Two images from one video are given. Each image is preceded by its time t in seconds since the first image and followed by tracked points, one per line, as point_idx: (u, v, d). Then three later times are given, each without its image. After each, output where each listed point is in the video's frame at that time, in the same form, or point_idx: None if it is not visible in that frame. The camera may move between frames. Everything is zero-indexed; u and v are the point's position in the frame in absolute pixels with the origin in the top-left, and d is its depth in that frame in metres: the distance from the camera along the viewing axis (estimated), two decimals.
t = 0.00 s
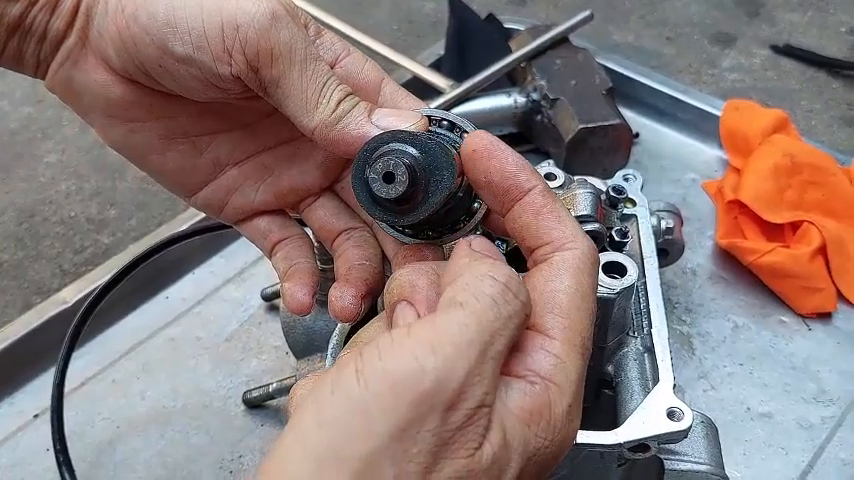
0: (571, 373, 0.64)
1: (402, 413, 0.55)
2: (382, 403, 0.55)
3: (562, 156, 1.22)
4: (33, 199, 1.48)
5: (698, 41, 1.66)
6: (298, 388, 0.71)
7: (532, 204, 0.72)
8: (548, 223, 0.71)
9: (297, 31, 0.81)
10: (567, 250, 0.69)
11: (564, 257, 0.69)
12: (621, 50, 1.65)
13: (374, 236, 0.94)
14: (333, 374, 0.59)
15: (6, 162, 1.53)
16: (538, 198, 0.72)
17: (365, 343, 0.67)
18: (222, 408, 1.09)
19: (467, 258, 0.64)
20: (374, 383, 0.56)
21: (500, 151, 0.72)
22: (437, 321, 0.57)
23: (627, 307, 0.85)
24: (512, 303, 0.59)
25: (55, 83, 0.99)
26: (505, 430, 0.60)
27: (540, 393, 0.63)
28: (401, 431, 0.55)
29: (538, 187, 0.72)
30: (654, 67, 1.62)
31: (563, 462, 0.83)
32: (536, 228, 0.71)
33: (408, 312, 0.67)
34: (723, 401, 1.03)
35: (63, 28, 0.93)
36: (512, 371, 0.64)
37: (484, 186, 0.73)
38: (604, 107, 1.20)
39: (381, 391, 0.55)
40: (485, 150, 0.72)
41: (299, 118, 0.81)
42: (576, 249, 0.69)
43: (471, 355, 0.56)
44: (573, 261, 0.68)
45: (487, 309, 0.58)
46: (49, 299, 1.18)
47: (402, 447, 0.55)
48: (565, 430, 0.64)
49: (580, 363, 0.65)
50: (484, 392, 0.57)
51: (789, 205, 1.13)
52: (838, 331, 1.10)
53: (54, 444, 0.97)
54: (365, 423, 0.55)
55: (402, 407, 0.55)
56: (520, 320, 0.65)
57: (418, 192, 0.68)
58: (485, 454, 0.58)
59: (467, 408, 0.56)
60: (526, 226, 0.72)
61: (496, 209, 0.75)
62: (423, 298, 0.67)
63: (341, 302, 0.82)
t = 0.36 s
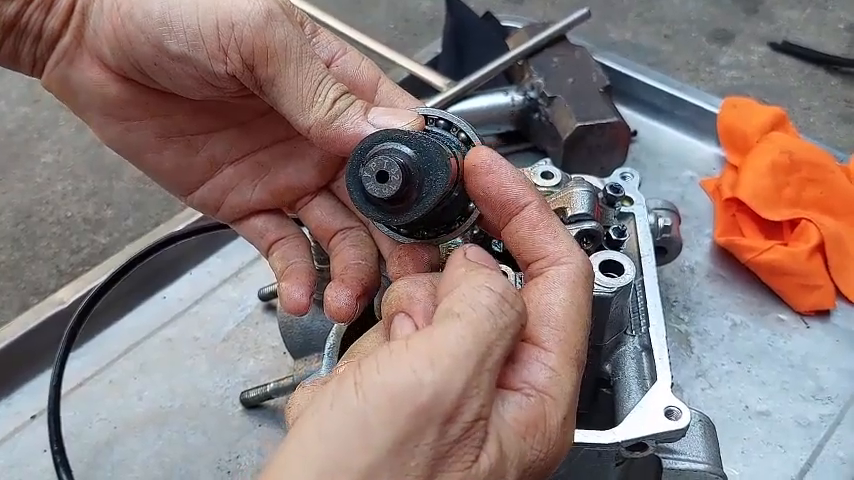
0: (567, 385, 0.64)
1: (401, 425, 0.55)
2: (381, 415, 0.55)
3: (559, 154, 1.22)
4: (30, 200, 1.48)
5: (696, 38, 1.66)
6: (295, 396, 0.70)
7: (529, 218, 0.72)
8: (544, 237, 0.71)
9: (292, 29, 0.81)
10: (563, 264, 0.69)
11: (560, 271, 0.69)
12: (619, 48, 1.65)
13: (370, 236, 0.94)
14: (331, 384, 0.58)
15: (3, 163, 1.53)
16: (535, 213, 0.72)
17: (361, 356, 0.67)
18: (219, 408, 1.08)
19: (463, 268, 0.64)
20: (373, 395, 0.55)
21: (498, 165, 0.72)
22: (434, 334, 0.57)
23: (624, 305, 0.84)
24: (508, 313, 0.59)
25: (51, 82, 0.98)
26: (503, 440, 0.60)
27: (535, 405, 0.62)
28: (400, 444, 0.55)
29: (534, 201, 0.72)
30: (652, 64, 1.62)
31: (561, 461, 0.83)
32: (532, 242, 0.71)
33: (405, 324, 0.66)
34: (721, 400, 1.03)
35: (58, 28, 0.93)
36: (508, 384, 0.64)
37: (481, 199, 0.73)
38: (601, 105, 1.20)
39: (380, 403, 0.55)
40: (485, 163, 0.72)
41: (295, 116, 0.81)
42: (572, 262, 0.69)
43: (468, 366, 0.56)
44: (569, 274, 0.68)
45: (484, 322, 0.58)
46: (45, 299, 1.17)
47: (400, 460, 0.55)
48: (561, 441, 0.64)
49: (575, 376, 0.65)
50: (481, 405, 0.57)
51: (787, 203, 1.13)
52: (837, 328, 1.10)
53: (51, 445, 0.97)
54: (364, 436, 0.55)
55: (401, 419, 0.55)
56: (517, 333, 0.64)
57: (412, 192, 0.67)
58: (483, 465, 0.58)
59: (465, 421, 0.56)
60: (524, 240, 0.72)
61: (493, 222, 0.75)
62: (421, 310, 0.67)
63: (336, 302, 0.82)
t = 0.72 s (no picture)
0: (563, 402, 0.64)
1: (395, 443, 0.55)
2: (375, 432, 0.55)
3: (558, 154, 1.22)
4: (28, 202, 1.48)
5: (694, 36, 1.65)
6: (290, 412, 0.69)
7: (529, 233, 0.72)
8: (544, 254, 0.71)
9: (294, 29, 0.80)
10: (562, 281, 0.69)
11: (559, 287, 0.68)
12: (617, 46, 1.65)
13: (368, 237, 0.94)
14: (327, 400, 0.59)
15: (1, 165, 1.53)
16: (535, 228, 0.72)
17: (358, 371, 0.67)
18: (218, 410, 1.08)
19: (460, 283, 0.64)
20: (369, 413, 0.55)
21: (498, 179, 0.72)
22: (430, 350, 0.57)
23: (622, 306, 0.84)
24: (504, 333, 0.59)
25: (51, 82, 0.98)
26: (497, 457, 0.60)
27: (530, 423, 0.62)
28: (393, 462, 0.55)
29: (535, 217, 0.72)
30: (650, 62, 1.62)
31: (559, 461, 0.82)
32: (532, 257, 0.71)
33: (402, 340, 0.67)
34: (720, 399, 1.03)
35: (58, 28, 0.92)
36: (503, 400, 0.64)
37: (482, 211, 0.73)
38: (599, 105, 1.20)
39: (374, 420, 0.55)
40: (486, 177, 0.71)
41: (298, 116, 0.80)
42: (571, 279, 0.68)
43: (463, 385, 0.56)
44: (568, 291, 0.68)
45: (480, 340, 0.58)
46: (44, 301, 1.17)
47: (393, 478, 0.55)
48: (556, 458, 0.64)
49: (571, 395, 0.65)
50: (476, 424, 0.57)
51: (786, 202, 1.13)
52: (836, 327, 1.09)
53: (50, 448, 0.97)
54: (358, 453, 0.55)
55: (395, 438, 0.55)
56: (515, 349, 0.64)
57: (416, 190, 0.67)
58: None
59: (459, 440, 0.56)
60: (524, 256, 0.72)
61: (494, 236, 0.75)
62: (418, 326, 0.67)
63: (333, 304, 0.82)
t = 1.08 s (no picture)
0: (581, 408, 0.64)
1: (416, 451, 0.55)
2: (394, 440, 0.55)
3: (559, 153, 1.22)
4: (29, 200, 1.48)
5: (696, 35, 1.65)
6: (307, 417, 0.69)
7: (542, 241, 0.72)
8: (558, 261, 0.71)
9: (296, 29, 0.80)
10: (577, 288, 0.70)
11: (574, 295, 0.69)
12: (619, 45, 1.65)
13: (370, 235, 0.94)
14: (346, 407, 0.59)
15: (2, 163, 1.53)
16: (548, 236, 0.73)
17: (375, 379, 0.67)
18: (220, 408, 1.08)
19: (478, 290, 0.64)
20: (388, 421, 0.55)
21: (511, 188, 0.71)
22: (449, 359, 0.57)
23: (624, 304, 0.84)
24: (523, 340, 0.59)
25: (52, 79, 0.98)
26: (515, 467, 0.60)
27: (548, 430, 0.62)
28: (413, 470, 0.55)
29: (547, 224, 0.73)
30: (652, 61, 1.62)
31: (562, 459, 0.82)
32: (546, 264, 0.72)
33: (419, 346, 0.67)
34: (722, 398, 1.02)
35: (59, 24, 0.92)
36: (521, 407, 0.64)
37: (495, 220, 0.73)
38: (601, 103, 1.20)
39: (394, 429, 0.55)
40: (500, 186, 0.71)
41: (300, 117, 0.80)
42: (586, 287, 0.69)
43: (483, 393, 0.56)
44: (583, 299, 0.68)
45: (499, 348, 0.58)
46: (45, 299, 1.17)
47: None
48: (573, 465, 0.64)
49: (588, 402, 0.65)
50: (495, 432, 0.57)
51: (787, 201, 1.13)
52: (838, 326, 1.09)
53: (52, 446, 0.96)
54: (378, 460, 0.55)
55: (414, 446, 0.55)
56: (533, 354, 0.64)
57: (416, 200, 0.66)
58: None
59: (479, 447, 0.56)
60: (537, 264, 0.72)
61: (506, 243, 0.75)
62: (433, 332, 0.68)
63: (335, 302, 0.82)
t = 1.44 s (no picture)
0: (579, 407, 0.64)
1: (412, 451, 0.55)
2: (391, 440, 0.55)
3: (560, 151, 1.22)
4: (30, 198, 1.48)
5: (697, 33, 1.65)
6: (307, 418, 0.69)
7: (538, 241, 0.72)
8: (554, 260, 0.71)
9: (297, 31, 0.79)
10: (574, 287, 0.69)
11: (570, 293, 0.69)
12: (620, 43, 1.64)
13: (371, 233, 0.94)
14: (341, 407, 0.59)
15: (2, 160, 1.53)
16: (543, 235, 0.72)
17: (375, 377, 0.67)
18: (220, 406, 1.08)
19: (475, 290, 0.64)
20: (384, 421, 0.55)
21: (505, 191, 0.71)
22: (446, 357, 0.57)
23: (625, 303, 0.84)
24: (520, 339, 0.59)
25: (51, 74, 0.97)
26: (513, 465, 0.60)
27: (546, 430, 0.62)
28: (410, 470, 0.55)
29: (542, 223, 0.72)
30: (653, 59, 1.62)
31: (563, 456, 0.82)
32: (542, 264, 0.71)
33: (418, 347, 0.67)
34: (722, 396, 1.02)
35: (58, 21, 0.92)
36: (519, 407, 0.64)
37: (490, 221, 0.72)
38: (602, 102, 1.20)
39: (391, 429, 0.55)
40: (493, 189, 0.70)
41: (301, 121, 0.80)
42: (582, 286, 0.69)
43: (479, 393, 0.56)
44: (579, 298, 0.68)
45: (496, 348, 0.58)
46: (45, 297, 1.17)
47: None
48: (573, 464, 0.64)
49: (586, 401, 0.65)
50: (492, 431, 0.57)
51: (788, 199, 1.13)
52: (838, 324, 1.09)
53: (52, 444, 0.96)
54: (374, 461, 0.55)
55: (410, 446, 0.55)
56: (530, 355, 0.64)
57: (415, 215, 0.66)
58: None
59: (475, 447, 0.57)
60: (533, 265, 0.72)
61: (500, 242, 0.74)
62: (432, 333, 0.68)
63: (335, 303, 0.82)
